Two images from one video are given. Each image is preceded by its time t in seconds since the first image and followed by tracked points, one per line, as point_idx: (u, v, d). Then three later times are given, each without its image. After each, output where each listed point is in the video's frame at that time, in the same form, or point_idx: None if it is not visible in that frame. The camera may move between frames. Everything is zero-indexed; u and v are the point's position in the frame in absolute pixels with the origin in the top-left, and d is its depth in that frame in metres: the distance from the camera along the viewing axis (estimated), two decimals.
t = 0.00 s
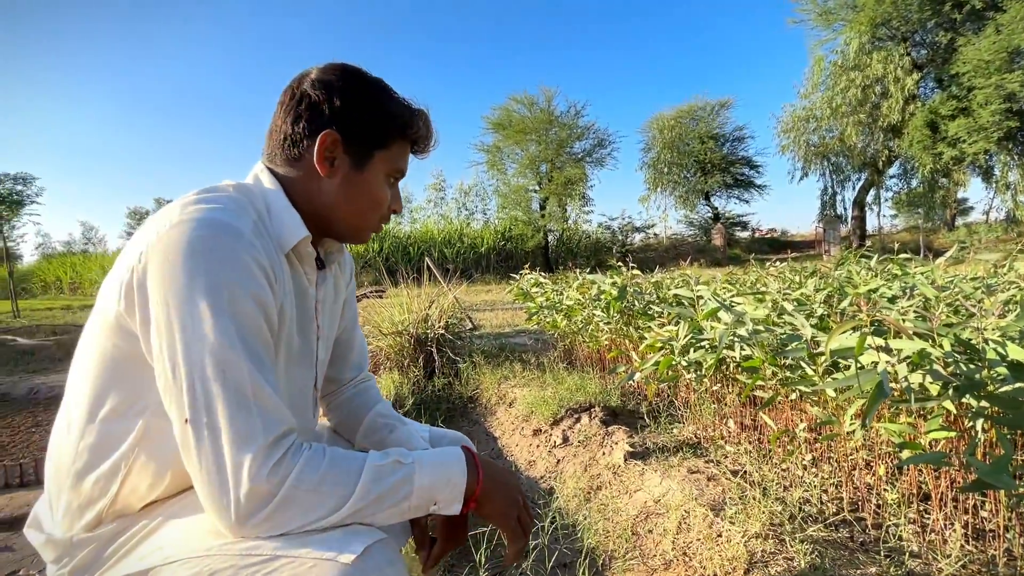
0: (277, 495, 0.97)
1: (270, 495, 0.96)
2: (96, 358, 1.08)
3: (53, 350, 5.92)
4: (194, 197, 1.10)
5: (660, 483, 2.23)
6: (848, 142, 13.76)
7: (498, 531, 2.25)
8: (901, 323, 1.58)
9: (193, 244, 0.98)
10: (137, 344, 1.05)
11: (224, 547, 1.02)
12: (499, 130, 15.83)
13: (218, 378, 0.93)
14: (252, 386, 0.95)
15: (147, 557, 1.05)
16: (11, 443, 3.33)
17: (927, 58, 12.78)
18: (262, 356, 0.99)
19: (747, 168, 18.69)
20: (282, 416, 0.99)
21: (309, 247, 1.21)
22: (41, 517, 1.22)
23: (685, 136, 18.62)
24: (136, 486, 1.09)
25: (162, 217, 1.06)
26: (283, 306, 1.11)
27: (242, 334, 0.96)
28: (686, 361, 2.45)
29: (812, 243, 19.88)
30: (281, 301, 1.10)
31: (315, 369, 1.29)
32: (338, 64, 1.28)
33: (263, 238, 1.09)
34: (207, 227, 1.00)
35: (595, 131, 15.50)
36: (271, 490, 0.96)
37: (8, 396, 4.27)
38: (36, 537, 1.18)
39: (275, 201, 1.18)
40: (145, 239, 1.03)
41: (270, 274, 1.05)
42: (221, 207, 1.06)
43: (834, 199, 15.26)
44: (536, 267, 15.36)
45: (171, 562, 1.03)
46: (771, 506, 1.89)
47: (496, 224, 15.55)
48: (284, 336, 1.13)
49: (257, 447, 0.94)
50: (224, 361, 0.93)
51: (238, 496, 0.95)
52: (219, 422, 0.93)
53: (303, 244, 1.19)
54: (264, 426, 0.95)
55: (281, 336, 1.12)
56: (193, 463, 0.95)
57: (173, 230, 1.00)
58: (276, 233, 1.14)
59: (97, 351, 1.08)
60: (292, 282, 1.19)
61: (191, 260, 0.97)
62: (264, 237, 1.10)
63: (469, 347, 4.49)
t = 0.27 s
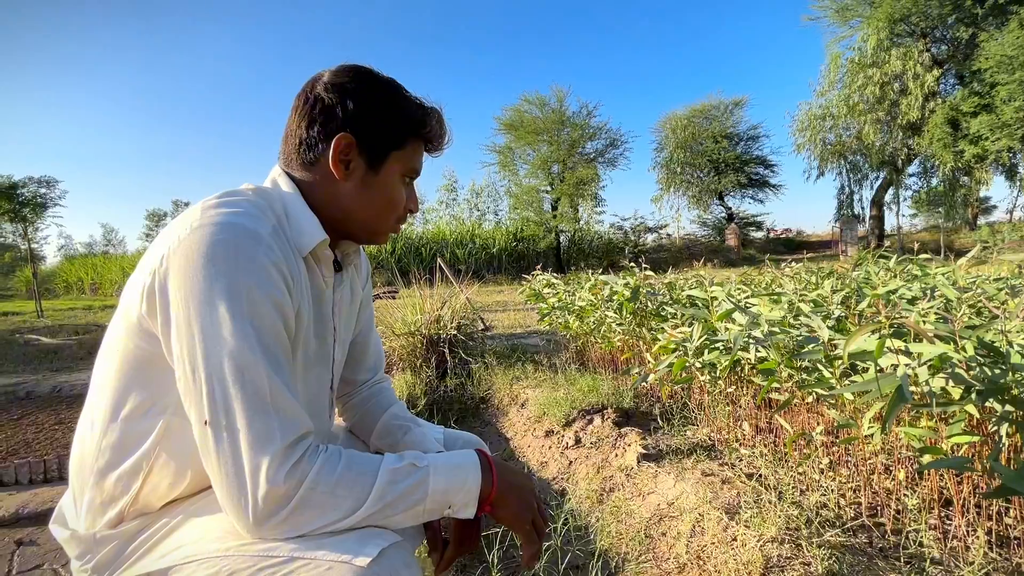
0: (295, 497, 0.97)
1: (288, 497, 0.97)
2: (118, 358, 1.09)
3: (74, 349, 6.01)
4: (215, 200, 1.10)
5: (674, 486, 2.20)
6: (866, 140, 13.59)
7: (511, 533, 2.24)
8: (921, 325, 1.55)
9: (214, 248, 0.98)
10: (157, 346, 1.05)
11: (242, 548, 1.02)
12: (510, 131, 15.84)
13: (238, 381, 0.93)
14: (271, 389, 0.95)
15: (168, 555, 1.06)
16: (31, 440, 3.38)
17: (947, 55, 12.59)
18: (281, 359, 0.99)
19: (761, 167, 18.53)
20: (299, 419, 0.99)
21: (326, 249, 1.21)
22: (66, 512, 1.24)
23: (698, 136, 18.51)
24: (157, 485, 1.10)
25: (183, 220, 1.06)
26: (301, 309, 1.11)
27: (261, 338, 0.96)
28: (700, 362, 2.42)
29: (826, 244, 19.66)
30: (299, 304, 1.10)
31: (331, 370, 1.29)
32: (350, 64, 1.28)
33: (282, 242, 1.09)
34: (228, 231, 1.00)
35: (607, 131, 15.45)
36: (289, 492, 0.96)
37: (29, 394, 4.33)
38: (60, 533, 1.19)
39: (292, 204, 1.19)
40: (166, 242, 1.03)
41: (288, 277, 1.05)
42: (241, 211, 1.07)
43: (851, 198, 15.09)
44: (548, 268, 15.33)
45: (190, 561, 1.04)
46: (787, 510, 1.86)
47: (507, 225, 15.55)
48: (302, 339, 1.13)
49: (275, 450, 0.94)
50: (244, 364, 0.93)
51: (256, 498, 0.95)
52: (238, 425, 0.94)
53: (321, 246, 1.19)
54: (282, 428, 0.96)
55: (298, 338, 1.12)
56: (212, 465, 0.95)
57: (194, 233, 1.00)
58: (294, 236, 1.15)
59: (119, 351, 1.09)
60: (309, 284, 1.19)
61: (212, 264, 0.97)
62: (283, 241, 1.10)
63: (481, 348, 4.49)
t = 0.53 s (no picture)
0: (304, 495, 0.97)
1: (297, 495, 0.97)
2: (131, 356, 1.10)
3: (89, 348, 6.09)
4: (225, 198, 1.11)
5: (684, 486, 2.19)
6: (880, 138, 13.45)
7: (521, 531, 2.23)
8: (938, 324, 1.54)
9: (224, 246, 0.98)
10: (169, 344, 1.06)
11: (251, 546, 1.02)
12: (520, 131, 15.84)
13: (247, 379, 0.93)
14: (280, 387, 0.95)
15: (180, 551, 1.07)
16: (46, 436, 3.42)
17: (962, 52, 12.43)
18: (290, 357, 0.99)
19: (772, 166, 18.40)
20: (309, 418, 0.99)
21: (336, 248, 1.21)
22: (81, 506, 1.25)
23: (708, 135, 18.41)
24: (169, 481, 1.10)
25: (194, 219, 1.06)
26: (310, 307, 1.12)
27: (271, 336, 0.96)
28: (711, 362, 2.40)
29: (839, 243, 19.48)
30: (308, 302, 1.10)
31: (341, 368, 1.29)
32: (357, 61, 1.28)
33: (292, 240, 1.09)
34: (238, 230, 1.00)
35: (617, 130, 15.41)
36: (298, 491, 0.97)
37: (45, 391, 4.39)
38: (75, 527, 1.21)
39: (302, 201, 1.19)
40: (177, 240, 1.04)
41: (298, 275, 1.05)
42: (251, 210, 1.07)
43: (864, 197, 14.95)
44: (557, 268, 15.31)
45: (201, 558, 1.04)
46: (799, 511, 1.84)
47: (516, 224, 15.54)
48: (311, 338, 1.13)
49: (285, 448, 0.94)
50: (253, 363, 0.94)
51: (265, 496, 0.95)
52: (248, 423, 0.94)
53: (331, 245, 1.19)
54: (292, 427, 0.96)
55: (308, 336, 1.12)
56: (223, 462, 0.96)
57: (204, 232, 1.01)
58: (304, 234, 1.15)
59: (132, 349, 1.10)
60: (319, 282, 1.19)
61: (222, 262, 0.97)
62: (293, 239, 1.10)
63: (490, 347, 4.49)
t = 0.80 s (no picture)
0: (304, 497, 0.97)
1: (297, 496, 0.97)
2: (136, 354, 1.10)
3: (100, 346, 6.14)
4: (228, 196, 1.11)
5: (690, 485, 2.18)
6: (890, 136, 13.36)
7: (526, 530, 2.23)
8: (948, 323, 1.53)
9: (224, 245, 0.98)
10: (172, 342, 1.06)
11: (251, 549, 1.02)
12: (526, 130, 15.82)
13: (247, 379, 0.93)
14: (281, 387, 0.95)
15: (183, 550, 1.07)
16: (57, 434, 3.45)
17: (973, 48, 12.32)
18: (290, 356, 0.99)
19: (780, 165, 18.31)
20: (310, 418, 0.99)
21: (340, 246, 1.21)
22: (89, 501, 1.26)
23: (715, 134, 18.33)
24: (173, 479, 1.11)
25: (196, 217, 1.07)
26: (313, 307, 1.11)
27: (271, 336, 0.96)
28: (717, 361, 2.39)
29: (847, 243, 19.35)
30: (311, 302, 1.10)
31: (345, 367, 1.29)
32: (360, 56, 1.28)
33: (295, 239, 1.09)
34: (239, 229, 1.00)
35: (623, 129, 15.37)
36: (299, 492, 0.97)
37: (57, 389, 4.43)
38: (82, 524, 1.22)
39: (307, 200, 1.19)
40: (179, 239, 1.04)
41: (300, 275, 1.05)
42: (254, 208, 1.07)
43: (874, 196, 14.86)
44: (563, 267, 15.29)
45: (203, 558, 1.04)
46: (806, 511, 1.83)
47: (522, 224, 15.53)
48: (313, 337, 1.13)
49: (285, 448, 0.94)
50: (254, 362, 0.94)
51: (265, 497, 0.95)
52: (248, 423, 0.94)
53: (335, 243, 1.19)
54: (292, 427, 0.96)
55: (310, 335, 1.12)
56: (224, 462, 0.96)
57: (205, 231, 1.01)
58: (308, 233, 1.15)
59: (137, 348, 1.10)
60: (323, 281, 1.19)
61: (223, 262, 0.97)
62: (296, 238, 1.10)
63: (496, 346, 4.48)
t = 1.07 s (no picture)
0: (298, 502, 0.97)
1: (291, 501, 0.97)
2: (134, 354, 1.11)
3: (105, 345, 6.16)
4: (226, 196, 1.11)
5: (693, 484, 2.18)
6: (895, 134, 13.30)
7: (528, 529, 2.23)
8: (952, 321, 1.52)
9: (220, 246, 0.98)
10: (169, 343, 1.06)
11: (244, 555, 1.03)
12: (528, 129, 15.81)
13: (241, 383, 0.93)
14: (274, 390, 0.95)
15: (180, 553, 1.07)
16: (63, 431, 3.46)
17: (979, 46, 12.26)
18: (285, 359, 0.99)
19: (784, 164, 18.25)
20: (304, 421, 0.99)
21: (340, 245, 1.21)
22: (90, 500, 1.27)
23: (719, 133, 18.27)
24: (171, 481, 1.11)
25: (193, 217, 1.07)
26: (310, 308, 1.11)
27: (266, 338, 0.96)
28: (721, 360, 2.39)
29: (851, 242, 19.29)
30: (307, 303, 1.10)
31: (345, 367, 1.29)
32: (360, 54, 1.28)
33: (292, 239, 1.09)
34: (235, 229, 1.00)
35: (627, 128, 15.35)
36: (292, 497, 0.96)
37: (63, 387, 4.45)
38: (83, 524, 1.22)
39: (306, 199, 1.19)
40: (176, 238, 1.04)
41: (296, 276, 1.05)
42: (251, 208, 1.07)
43: (879, 195, 14.80)
44: (566, 266, 15.28)
45: (199, 561, 1.04)
46: (810, 510, 1.82)
47: (525, 223, 15.52)
48: (311, 338, 1.13)
49: (278, 453, 0.94)
50: (247, 365, 0.94)
51: (259, 502, 0.95)
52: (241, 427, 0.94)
53: (334, 242, 1.19)
54: (285, 431, 0.95)
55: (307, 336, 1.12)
56: (218, 465, 0.96)
57: (201, 231, 1.01)
58: (307, 233, 1.15)
59: (135, 348, 1.10)
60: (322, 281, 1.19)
61: (218, 263, 0.97)
62: (294, 238, 1.10)
63: (499, 345, 4.48)
